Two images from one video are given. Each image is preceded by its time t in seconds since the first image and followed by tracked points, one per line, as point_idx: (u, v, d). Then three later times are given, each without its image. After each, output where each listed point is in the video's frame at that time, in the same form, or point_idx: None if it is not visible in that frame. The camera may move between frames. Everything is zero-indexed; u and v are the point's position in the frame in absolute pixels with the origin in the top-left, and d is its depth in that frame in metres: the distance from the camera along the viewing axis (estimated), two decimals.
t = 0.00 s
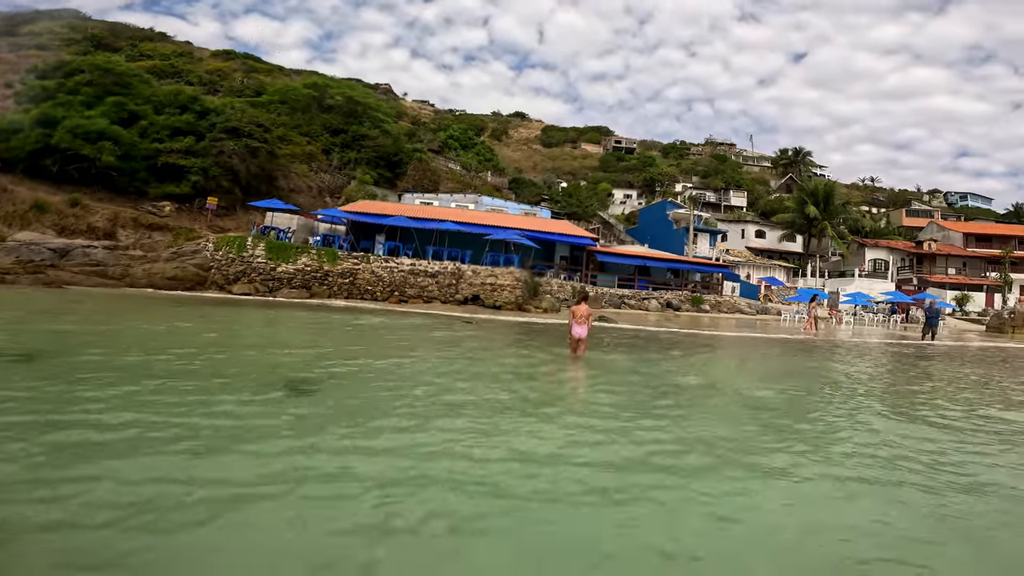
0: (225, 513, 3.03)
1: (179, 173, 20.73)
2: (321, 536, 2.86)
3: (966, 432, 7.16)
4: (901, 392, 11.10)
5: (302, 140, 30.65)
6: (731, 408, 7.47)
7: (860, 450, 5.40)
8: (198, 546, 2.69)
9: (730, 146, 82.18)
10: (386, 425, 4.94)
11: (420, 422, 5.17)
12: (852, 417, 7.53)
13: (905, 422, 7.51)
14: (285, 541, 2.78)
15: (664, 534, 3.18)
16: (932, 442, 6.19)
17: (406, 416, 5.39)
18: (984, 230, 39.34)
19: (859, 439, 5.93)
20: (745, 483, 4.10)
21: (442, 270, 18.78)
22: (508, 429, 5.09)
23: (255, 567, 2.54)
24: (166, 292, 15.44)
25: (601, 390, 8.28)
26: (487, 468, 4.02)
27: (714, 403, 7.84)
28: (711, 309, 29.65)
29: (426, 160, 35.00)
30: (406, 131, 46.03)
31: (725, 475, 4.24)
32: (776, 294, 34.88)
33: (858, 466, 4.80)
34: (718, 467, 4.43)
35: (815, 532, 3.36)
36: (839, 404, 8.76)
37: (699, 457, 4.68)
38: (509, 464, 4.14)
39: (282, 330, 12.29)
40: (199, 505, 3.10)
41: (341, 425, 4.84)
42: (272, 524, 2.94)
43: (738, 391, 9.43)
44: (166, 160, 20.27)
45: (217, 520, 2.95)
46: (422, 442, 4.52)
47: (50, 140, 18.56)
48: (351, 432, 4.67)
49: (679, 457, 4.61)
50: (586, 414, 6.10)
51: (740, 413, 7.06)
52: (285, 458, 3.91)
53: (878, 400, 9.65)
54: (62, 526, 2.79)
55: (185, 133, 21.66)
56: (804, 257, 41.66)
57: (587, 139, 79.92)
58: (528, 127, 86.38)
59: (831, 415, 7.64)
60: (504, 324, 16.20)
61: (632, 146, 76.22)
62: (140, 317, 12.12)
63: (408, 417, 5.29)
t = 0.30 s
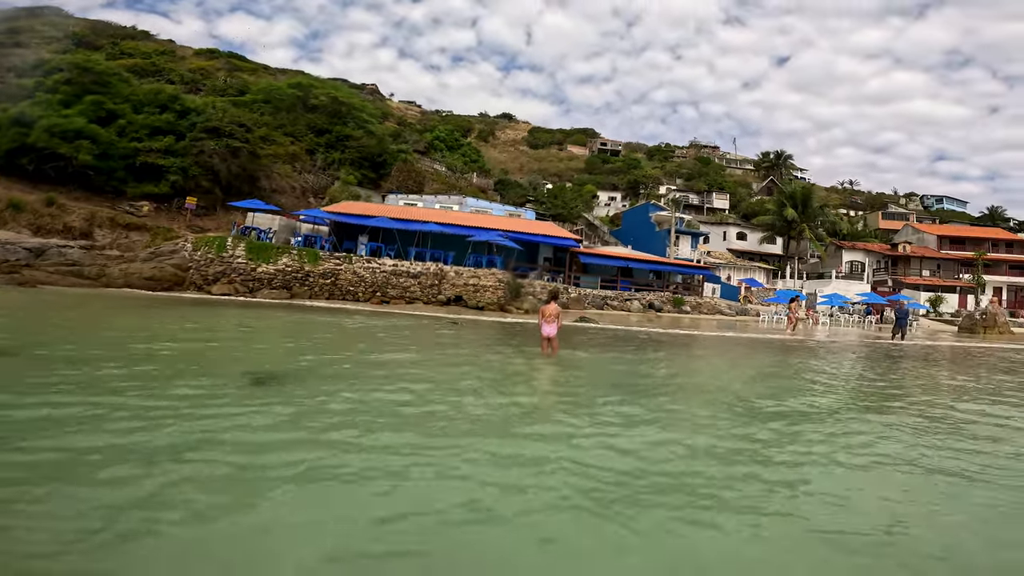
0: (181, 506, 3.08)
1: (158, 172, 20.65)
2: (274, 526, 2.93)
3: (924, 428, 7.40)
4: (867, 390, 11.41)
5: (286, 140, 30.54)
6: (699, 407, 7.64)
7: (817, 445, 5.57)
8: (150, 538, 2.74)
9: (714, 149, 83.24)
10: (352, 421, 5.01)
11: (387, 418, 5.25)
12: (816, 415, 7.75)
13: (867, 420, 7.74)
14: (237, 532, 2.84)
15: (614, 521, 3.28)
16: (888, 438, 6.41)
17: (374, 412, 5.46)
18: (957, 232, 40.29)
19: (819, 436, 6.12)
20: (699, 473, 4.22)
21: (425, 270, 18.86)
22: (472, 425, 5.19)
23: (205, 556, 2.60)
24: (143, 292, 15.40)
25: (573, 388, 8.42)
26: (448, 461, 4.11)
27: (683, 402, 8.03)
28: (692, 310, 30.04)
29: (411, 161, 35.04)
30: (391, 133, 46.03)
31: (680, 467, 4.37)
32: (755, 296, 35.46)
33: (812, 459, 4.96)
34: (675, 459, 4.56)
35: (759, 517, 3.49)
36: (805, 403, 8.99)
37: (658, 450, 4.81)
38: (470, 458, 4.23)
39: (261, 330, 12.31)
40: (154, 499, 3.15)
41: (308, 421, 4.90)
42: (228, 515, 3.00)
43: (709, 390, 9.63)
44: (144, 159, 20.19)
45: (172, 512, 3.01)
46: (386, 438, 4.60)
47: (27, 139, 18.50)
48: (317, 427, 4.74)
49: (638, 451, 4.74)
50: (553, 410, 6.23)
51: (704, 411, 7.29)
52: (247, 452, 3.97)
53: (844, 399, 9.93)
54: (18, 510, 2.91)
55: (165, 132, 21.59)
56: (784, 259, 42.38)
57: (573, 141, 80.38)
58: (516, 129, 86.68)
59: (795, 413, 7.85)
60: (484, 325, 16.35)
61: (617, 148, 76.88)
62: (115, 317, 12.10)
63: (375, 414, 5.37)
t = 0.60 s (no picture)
0: (156, 507, 3.12)
1: (149, 172, 20.61)
2: (251, 527, 2.97)
3: (903, 429, 7.52)
4: (852, 391, 11.56)
5: (279, 140, 30.51)
6: (682, 409, 7.72)
7: (797, 446, 5.66)
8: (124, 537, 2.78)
9: (708, 150, 83.67)
10: (334, 425, 5.03)
11: (370, 420, 5.30)
12: (799, 416, 7.85)
13: (849, 421, 7.84)
14: (214, 531, 2.89)
15: (585, 522, 3.35)
16: (869, 439, 6.50)
17: (357, 414, 5.51)
18: (946, 235, 40.71)
19: (800, 437, 6.20)
20: (673, 477, 4.29)
21: (417, 271, 18.93)
22: (454, 429, 5.23)
23: (177, 556, 2.64)
24: (133, 292, 15.42)
25: (560, 389, 8.48)
26: (426, 464, 4.16)
27: (668, 403, 8.11)
28: (684, 311, 30.19)
29: (405, 162, 35.07)
30: (385, 133, 46.06)
31: (656, 471, 4.42)
32: (746, 297, 35.73)
33: (791, 461, 5.04)
34: (652, 462, 4.63)
35: (729, 519, 3.55)
36: (791, 404, 9.09)
37: (636, 454, 4.87)
38: (448, 461, 4.26)
39: (251, 331, 12.34)
40: (131, 500, 3.18)
41: (289, 424, 4.93)
42: (203, 516, 3.05)
43: (696, 391, 9.72)
44: (136, 159, 20.16)
45: (148, 512, 3.05)
46: (366, 440, 4.65)
47: (18, 139, 18.58)
48: (297, 429, 4.80)
49: (616, 455, 4.80)
50: (538, 413, 6.28)
51: (687, 412, 7.39)
52: (226, 454, 4.00)
53: (828, 400, 10.06)
54: None
55: (156, 132, 21.56)
56: (775, 260, 42.68)
57: (568, 143, 80.60)
58: (510, 129, 86.82)
59: (779, 414, 7.95)
60: (474, 326, 16.44)
61: (612, 150, 77.17)
62: (104, 318, 12.11)
63: (358, 416, 5.42)
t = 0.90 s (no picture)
0: (129, 505, 3.04)
1: (136, 169, 20.42)
2: (229, 524, 2.91)
3: (891, 428, 7.55)
4: (838, 390, 11.65)
5: (269, 137, 30.32)
6: (670, 407, 7.71)
7: (786, 446, 5.66)
8: (96, 535, 2.70)
9: (699, 151, 84.11)
10: (317, 422, 4.96)
11: (354, 418, 5.23)
12: (789, 415, 7.87)
13: (838, 420, 7.87)
14: (182, 524, 2.87)
15: (570, 519, 3.30)
16: (856, 438, 6.52)
17: (341, 412, 5.44)
18: (933, 235, 41.19)
19: (789, 436, 6.20)
20: (660, 474, 4.26)
21: (407, 269, 18.89)
22: (439, 426, 5.17)
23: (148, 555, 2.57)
24: (118, 290, 15.33)
25: (547, 387, 8.46)
26: (410, 461, 4.10)
27: (656, 402, 8.11)
28: (674, 310, 30.32)
29: (397, 160, 34.98)
30: (376, 132, 45.93)
31: (643, 468, 4.39)
32: (735, 297, 35.96)
33: (779, 460, 5.02)
34: (639, 460, 4.59)
35: (716, 517, 3.52)
36: (779, 403, 9.12)
37: (623, 451, 4.83)
38: (432, 458, 4.21)
39: (238, 329, 12.24)
40: (105, 498, 3.10)
41: (271, 421, 4.86)
42: (178, 514, 2.97)
43: (683, 390, 9.74)
44: (122, 156, 19.97)
45: (119, 508, 2.99)
46: (349, 438, 4.58)
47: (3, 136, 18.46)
48: (277, 424, 4.79)
49: (603, 452, 4.76)
50: (524, 410, 6.24)
51: (670, 410, 7.43)
52: (204, 452, 3.93)
53: (815, 399, 10.12)
54: None
55: (143, 129, 21.38)
56: (765, 260, 42.96)
57: (560, 142, 80.74)
58: (503, 128, 86.76)
59: (762, 412, 8.01)
60: (464, 324, 16.43)
61: (604, 149, 77.39)
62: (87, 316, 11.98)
63: (342, 414, 5.35)
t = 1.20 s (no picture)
0: (91, 505, 2.96)
1: (123, 166, 20.24)
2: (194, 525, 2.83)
3: (880, 427, 7.53)
4: (827, 388, 11.68)
5: (259, 134, 30.09)
6: (657, 405, 7.68)
7: (773, 444, 5.62)
8: (55, 537, 2.62)
9: (692, 150, 84.38)
10: (295, 421, 4.89)
11: (334, 416, 5.15)
12: (778, 415, 7.84)
13: (827, 419, 7.85)
14: (147, 525, 2.80)
15: (547, 519, 3.23)
16: (844, 437, 6.49)
17: (321, 411, 5.36)
18: (922, 235, 41.52)
19: (776, 435, 6.16)
20: (642, 473, 4.20)
21: (397, 267, 18.79)
22: (421, 425, 5.10)
23: (107, 556, 2.49)
24: (103, 289, 15.23)
25: (533, 385, 8.41)
26: (388, 459, 4.03)
27: (643, 400, 8.08)
28: (666, 309, 30.37)
29: (389, 158, 34.85)
30: (369, 130, 45.78)
31: (625, 466, 4.34)
32: (726, 295, 36.07)
33: (765, 458, 4.98)
34: (622, 459, 4.54)
35: (697, 515, 3.46)
36: (769, 402, 9.11)
37: (606, 450, 4.78)
38: (411, 456, 4.14)
39: (224, 328, 12.13)
40: (68, 498, 3.02)
41: (248, 419, 4.78)
42: (142, 514, 2.89)
43: (673, 388, 9.71)
44: (108, 153, 19.78)
45: (82, 509, 2.91)
46: (327, 436, 4.51)
47: None
48: (255, 423, 4.72)
49: (585, 450, 4.70)
50: (508, 408, 6.17)
51: (658, 408, 7.42)
52: (176, 451, 3.84)
53: (805, 397, 10.12)
54: None
55: (131, 126, 21.19)
56: (756, 258, 43.15)
57: (553, 141, 80.74)
58: (496, 126, 86.65)
59: (751, 410, 7.99)
60: (454, 322, 16.36)
61: (597, 148, 77.51)
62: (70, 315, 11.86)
63: (322, 413, 5.27)
